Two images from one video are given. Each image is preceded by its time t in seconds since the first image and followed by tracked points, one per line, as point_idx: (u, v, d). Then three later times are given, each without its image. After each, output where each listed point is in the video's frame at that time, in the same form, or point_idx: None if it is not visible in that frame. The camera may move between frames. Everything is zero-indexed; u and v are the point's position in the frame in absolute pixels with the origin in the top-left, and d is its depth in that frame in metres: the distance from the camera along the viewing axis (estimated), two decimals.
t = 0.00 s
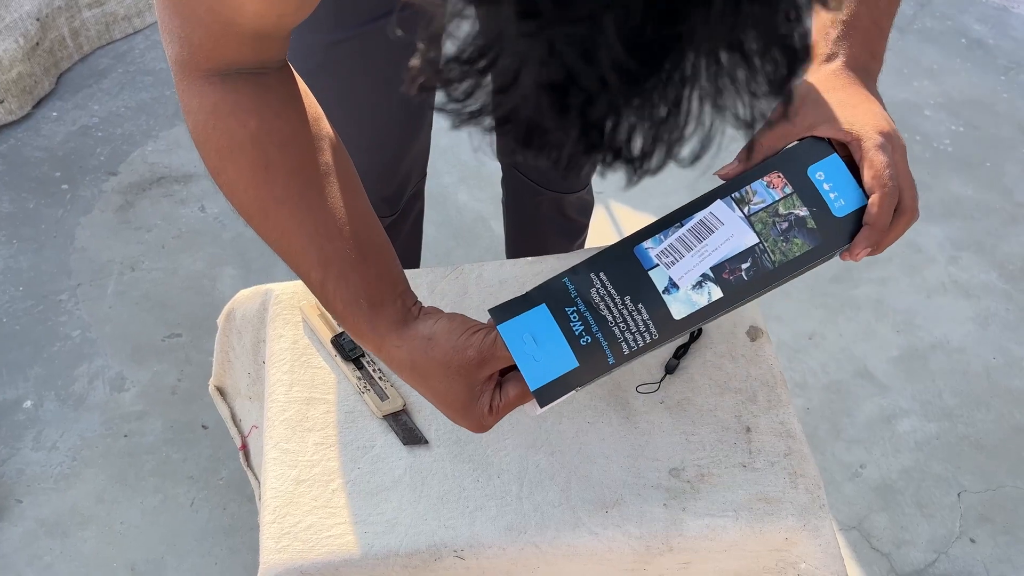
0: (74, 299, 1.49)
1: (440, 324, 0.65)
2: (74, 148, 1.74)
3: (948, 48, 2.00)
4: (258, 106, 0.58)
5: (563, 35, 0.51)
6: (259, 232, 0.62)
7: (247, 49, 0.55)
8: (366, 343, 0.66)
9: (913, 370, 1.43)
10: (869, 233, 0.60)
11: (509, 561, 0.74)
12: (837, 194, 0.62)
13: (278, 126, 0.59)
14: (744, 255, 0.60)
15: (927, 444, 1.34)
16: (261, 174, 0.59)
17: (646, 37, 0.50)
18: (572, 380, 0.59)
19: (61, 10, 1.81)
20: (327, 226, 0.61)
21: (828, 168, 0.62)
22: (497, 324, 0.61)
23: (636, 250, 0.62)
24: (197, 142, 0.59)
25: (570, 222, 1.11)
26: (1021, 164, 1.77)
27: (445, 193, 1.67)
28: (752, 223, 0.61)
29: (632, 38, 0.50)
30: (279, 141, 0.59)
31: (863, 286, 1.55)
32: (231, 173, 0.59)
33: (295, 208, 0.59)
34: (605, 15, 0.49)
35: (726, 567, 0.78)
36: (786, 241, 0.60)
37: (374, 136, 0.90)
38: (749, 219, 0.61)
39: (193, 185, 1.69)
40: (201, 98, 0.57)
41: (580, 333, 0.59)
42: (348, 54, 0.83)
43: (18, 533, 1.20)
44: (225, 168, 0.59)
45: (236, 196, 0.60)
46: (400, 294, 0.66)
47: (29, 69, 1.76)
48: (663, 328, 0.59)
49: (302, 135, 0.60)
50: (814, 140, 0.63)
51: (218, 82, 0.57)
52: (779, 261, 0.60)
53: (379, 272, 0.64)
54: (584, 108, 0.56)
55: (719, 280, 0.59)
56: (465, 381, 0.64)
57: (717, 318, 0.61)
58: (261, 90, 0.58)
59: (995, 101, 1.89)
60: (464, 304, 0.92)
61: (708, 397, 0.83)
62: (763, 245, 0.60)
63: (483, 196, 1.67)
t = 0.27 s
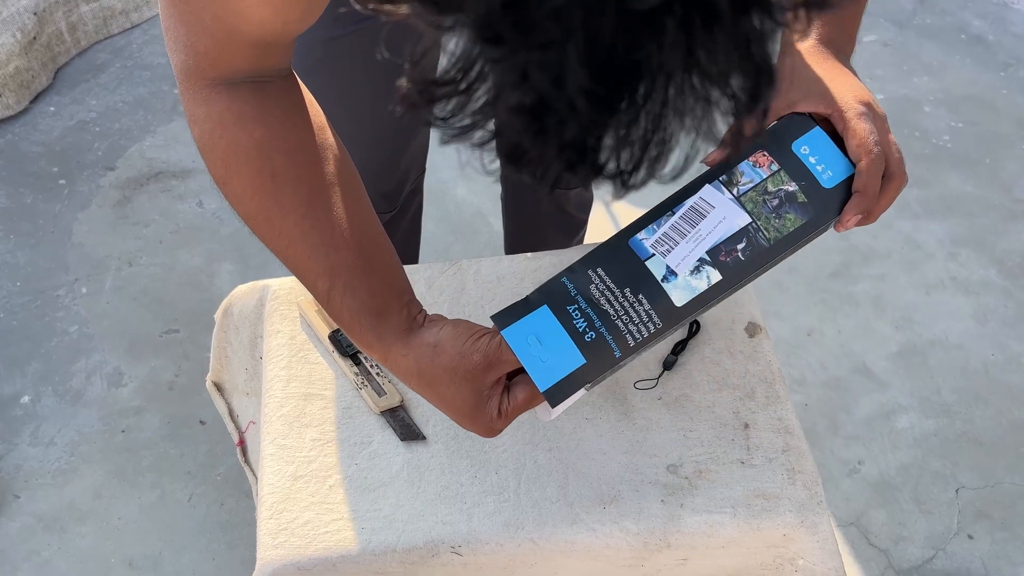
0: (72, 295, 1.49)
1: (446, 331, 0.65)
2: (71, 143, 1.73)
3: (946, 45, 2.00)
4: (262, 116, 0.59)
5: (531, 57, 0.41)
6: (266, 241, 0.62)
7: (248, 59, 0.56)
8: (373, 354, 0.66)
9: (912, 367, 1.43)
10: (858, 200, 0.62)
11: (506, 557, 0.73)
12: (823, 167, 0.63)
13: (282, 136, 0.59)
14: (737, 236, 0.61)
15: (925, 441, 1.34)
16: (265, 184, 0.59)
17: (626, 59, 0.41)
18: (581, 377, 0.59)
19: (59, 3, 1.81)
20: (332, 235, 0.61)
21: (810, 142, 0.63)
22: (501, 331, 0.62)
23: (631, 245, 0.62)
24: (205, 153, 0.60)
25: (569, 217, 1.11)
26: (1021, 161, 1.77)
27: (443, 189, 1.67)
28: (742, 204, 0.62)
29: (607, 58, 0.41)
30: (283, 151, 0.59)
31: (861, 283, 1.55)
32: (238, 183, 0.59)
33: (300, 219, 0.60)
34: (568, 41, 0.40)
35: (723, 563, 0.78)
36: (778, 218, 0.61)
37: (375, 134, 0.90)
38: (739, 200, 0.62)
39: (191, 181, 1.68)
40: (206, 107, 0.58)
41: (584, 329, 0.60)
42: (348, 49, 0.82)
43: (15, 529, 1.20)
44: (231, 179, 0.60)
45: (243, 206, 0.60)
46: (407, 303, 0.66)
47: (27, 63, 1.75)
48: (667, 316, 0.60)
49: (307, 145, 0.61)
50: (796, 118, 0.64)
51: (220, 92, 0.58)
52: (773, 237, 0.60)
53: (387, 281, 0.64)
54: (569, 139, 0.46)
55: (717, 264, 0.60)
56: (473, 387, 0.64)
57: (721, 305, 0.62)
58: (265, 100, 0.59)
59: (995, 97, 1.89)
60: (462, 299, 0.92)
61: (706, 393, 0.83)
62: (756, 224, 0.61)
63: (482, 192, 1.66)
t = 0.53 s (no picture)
0: (70, 289, 1.48)
1: (440, 319, 0.65)
2: (70, 138, 1.73)
3: (946, 41, 1.99)
4: (263, 105, 0.57)
5: (516, 71, 0.46)
6: (263, 230, 0.61)
7: (248, 49, 0.55)
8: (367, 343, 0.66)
9: (911, 363, 1.43)
10: (860, 173, 0.59)
11: (506, 552, 0.73)
12: (820, 141, 0.61)
13: (282, 126, 0.58)
14: (734, 212, 0.59)
15: (924, 437, 1.34)
16: (264, 174, 0.58)
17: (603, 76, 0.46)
18: (575, 356, 0.58)
19: None
20: (331, 226, 0.60)
21: (807, 117, 0.61)
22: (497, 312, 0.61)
23: (625, 226, 0.61)
24: (203, 141, 0.59)
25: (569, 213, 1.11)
26: (1021, 157, 1.77)
27: (443, 184, 1.66)
28: (737, 180, 0.60)
29: (585, 73, 0.46)
30: (284, 141, 0.58)
31: (861, 279, 1.55)
32: (236, 172, 0.58)
33: (298, 209, 0.59)
34: (544, 55, 0.44)
35: (723, 559, 0.78)
36: (774, 193, 0.59)
37: (373, 128, 0.90)
38: (734, 176, 0.60)
39: (189, 175, 1.68)
40: (205, 96, 0.57)
41: (577, 308, 0.59)
42: (347, 46, 0.81)
43: (14, 524, 1.20)
44: (230, 168, 0.58)
45: (241, 196, 0.60)
46: (401, 293, 0.65)
47: (25, 57, 1.75)
48: (663, 294, 0.58)
49: (308, 135, 0.60)
50: (792, 94, 0.62)
51: (219, 81, 0.56)
52: (770, 212, 0.59)
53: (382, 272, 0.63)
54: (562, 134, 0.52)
55: (712, 239, 0.59)
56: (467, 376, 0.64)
57: (721, 281, 0.60)
58: (265, 90, 0.58)
59: (995, 93, 1.88)
60: (461, 295, 0.92)
61: (706, 389, 0.82)
62: (751, 200, 0.59)
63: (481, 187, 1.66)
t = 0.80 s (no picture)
0: (65, 283, 1.47)
1: (425, 307, 0.64)
2: (65, 130, 1.71)
3: (948, 34, 1.98)
4: (263, 85, 0.58)
5: (509, 62, 0.40)
6: (255, 210, 0.62)
7: (249, 28, 0.55)
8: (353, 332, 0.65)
9: (913, 358, 1.42)
10: (867, 166, 0.60)
11: (505, 550, 0.72)
12: (828, 133, 0.62)
13: (281, 106, 0.59)
14: (736, 201, 0.59)
15: (926, 433, 1.33)
16: (259, 152, 0.59)
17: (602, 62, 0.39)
18: (569, 342, 0.57)
19: None
20: (321, 209, 0.61)
21: (815, 111, 0.62)
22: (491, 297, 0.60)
23: (627, 212, 0.60)
24: (201, 116, 0.59)
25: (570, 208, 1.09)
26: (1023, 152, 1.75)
27: (441, 178, 1.65)
28: (742, 170, 0.59)
29: (584, 63, 0.39)
30: (281, 121, 0.59)
31: (862, 274, 1.54)
32: (231, 148, 0.59)
33: (291, 189, 0.60)
34: (538, 46, 0.39)
35: (725, 557, 0.77)
36: (779, 183, 0.59)
37: (372, 120, 0.89)
38: (739, 166, 0.59)
39: (186, 168, 1.66)
40: (207, 71, 0.57)
41: (573, 294, 0.58)
42: (348, 37, 0.80)
43: (8, 519, 1.19)
44: (226, 144, 0.59)
45: (234, 173, 0.60)
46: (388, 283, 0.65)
47: (19, 48, 1.73)
48: (660, 283, 0.58)
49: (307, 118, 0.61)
50: (802, 88, 0.63)
51: (219, 58, 0.57)
52: (774, 203, 0.59)
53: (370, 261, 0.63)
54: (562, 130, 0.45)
55: (712, 229, 0.58)
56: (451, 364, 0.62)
57: (719, 273, 0.59)
58: (266, 68, 0.58)
59: (998, 87, 1.87)
60: (460, 288, 0.90)
61: (707, 384, 0.81)
62: (755, 190, 0.59)
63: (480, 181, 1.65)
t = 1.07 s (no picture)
0: (58, 275, 1.45)
1: (432, 290, 0.61)
2: (59, 120, 1.69)
3: (953, 27, 1.95)
4: (268, 55, 0.57)
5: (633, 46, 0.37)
6: (262, 182, 0.61)
7: None
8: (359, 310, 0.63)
9: (917, 354, 1.40)
10: (883, 168, 0.56)
11: (503, 548, 0.70)
12: (845, 131, 0.56)
13: (287, 77, 0.57)
14: (749, 198, 0.56)
15: (930, 429, 1.31)
16: (264, 123, 0.58)
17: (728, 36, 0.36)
18: (574, 339, 0.56)
19: None
20: (327, 184, 0.59)
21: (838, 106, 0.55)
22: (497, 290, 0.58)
23: (637, 206, 0.59)
24: (208, 86, 0.59)
25: (572, 197, 1.07)
26: None
27: (439, 170, 1.63)
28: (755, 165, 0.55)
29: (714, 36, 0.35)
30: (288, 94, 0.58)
31: (865, 268, 1.52)
32: (237, 119, 0.58)
33: (296, 163, 0.58)
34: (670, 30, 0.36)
35: (729, 555, 0.75)
36: (793, 181, 0.55)
37: (371, 115, 0.88)
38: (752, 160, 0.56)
39: (181, 159, 1.64)
40: (215, 41, 0.57)
41: (580, 289, 0.56)
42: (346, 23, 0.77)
43: None
44: (232, 114, 0.58)
45: (241, 145, 0.59)
46: (398, 262, 0.63)
47: (13, 37, 1.71)
48: (668, 280, 0.56)
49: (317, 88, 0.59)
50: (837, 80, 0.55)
51: (227, 28, 0.56)
52: (788, 202, 0.55)
53: (379, 239, 0.61)
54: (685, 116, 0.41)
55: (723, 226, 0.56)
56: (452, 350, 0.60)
57: (731, 268, 0.57)
58: (271, 37, 0.57)
59: (1002, 81, 1.85)
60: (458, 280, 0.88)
61: (711, 378, 0.79)
62: (769, 188, 0.55)
63: (479, 173, 1.63)
